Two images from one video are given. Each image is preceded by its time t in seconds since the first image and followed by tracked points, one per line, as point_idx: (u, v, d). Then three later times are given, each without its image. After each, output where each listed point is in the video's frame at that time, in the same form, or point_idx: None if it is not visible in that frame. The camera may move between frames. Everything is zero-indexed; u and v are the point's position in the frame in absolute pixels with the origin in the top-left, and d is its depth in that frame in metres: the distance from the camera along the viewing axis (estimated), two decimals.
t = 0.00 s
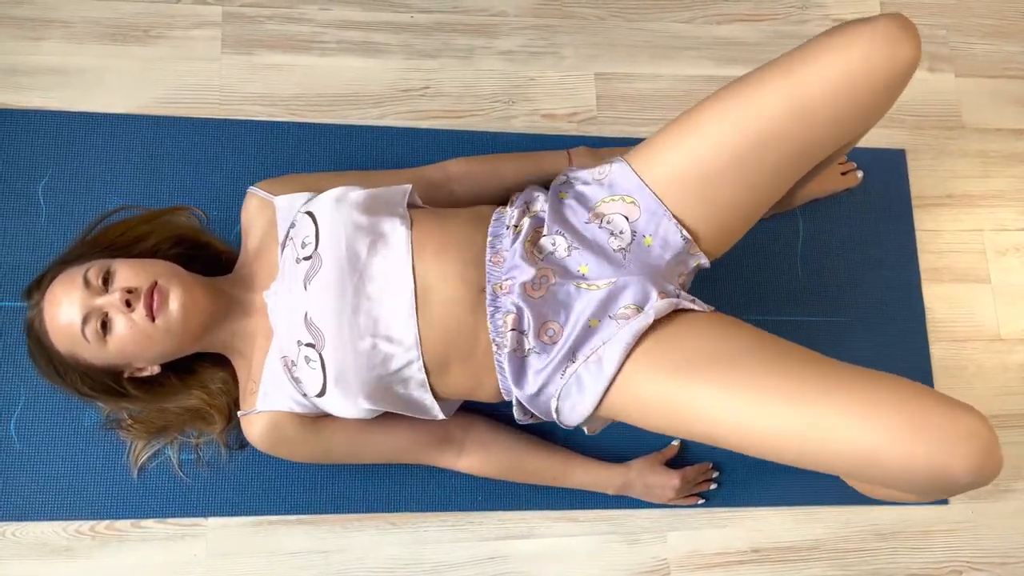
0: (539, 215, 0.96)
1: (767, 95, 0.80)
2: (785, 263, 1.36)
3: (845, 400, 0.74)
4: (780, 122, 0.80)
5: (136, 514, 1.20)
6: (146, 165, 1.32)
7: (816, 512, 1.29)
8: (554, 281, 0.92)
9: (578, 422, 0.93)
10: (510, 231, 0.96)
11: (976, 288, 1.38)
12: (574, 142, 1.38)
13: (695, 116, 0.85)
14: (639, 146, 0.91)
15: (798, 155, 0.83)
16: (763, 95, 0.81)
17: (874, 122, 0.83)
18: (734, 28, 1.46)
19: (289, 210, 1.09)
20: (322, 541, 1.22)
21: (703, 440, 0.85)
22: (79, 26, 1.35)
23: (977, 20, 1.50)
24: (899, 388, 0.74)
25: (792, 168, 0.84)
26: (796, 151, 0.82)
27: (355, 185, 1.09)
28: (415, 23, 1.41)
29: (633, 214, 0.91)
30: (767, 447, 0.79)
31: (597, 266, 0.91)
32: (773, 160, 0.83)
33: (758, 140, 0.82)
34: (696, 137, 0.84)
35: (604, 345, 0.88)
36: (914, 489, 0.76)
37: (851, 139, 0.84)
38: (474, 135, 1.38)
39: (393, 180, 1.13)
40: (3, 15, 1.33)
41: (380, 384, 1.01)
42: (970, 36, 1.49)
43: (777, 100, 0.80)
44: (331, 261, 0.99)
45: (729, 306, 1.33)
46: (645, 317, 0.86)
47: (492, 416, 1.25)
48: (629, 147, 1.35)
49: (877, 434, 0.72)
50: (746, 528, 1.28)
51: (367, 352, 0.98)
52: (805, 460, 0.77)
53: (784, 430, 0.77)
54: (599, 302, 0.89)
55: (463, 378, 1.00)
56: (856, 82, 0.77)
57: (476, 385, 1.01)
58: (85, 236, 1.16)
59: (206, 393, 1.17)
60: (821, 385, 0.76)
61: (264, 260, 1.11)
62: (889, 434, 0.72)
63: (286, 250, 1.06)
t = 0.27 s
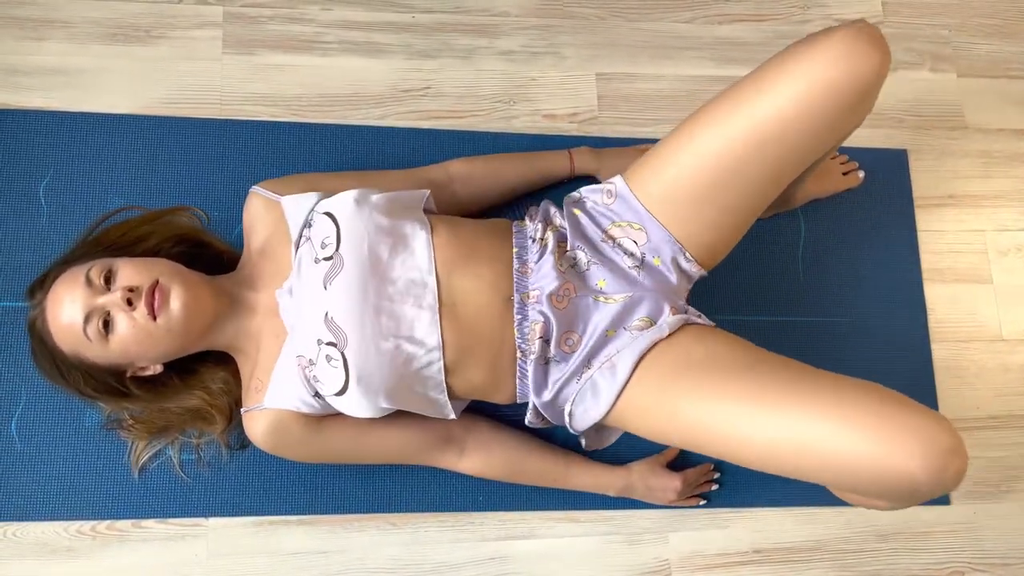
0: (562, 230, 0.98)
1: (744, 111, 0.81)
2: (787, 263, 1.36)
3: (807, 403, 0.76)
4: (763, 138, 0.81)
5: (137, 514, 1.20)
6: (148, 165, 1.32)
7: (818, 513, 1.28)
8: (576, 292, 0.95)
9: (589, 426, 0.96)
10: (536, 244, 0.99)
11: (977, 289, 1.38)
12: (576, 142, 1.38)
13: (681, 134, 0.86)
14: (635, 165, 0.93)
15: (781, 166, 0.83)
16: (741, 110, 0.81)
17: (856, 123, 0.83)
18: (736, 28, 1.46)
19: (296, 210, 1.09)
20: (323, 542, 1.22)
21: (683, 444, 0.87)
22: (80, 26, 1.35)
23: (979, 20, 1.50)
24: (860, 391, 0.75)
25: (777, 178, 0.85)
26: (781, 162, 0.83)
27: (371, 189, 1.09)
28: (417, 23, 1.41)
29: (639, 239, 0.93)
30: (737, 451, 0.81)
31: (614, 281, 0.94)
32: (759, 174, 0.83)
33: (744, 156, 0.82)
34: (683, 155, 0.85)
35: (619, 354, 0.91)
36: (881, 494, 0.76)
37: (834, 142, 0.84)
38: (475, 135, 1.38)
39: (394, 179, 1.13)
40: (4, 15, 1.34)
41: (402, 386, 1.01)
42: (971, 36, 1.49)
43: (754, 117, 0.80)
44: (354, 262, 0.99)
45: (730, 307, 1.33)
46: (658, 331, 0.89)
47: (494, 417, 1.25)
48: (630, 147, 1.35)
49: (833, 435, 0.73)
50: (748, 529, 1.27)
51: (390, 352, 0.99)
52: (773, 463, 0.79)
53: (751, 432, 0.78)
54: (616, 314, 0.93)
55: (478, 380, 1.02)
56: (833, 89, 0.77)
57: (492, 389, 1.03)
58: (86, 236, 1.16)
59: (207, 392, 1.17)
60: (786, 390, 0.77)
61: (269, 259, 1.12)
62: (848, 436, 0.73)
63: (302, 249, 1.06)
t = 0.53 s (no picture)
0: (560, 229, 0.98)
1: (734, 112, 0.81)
2: (787, 262, 1.36)
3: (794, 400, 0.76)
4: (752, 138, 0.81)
5: (137, 514, 1.20)
6: (147, 164, 1.32)
7: (818, 512, 1.28)
8: (575, 291, 0.95)
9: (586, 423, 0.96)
10: (536, 242, 0.99)
11: (978, 287, 1.38)
12: (576, 141, 1.38)
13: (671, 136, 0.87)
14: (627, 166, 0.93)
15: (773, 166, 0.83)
16: (731, 111, 0.81)
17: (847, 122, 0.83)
18: (736, 26, 1.46)
19: (296, 208, 1.09)
20: (323, 541, 1.22)
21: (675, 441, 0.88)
22: (80, 26, 1.35)
23: (980, 19, 1.50)
24: (847, 387, 0.75)
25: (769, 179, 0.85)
26: (772, 162, 0.83)
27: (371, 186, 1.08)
28: (417, 22, 1.41)
29: (636, 240, 0.93)
30: (728, 448, 0.81)
31: (612, 279, 0.94)
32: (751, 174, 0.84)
33: (734, 156, 0.82)
34: (674, 157, 0.86)
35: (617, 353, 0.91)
36: (870, 489, 0.76)
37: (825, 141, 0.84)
38: (475, 134, 1.37)
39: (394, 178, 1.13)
40: (3, 15, 1.33)
41: (402, 384, 1.01)
42: (972, 34, 1.49)
43: (744, 116, 0.81)
44: (356, 261, 0.99)
45: (730, 305, 1.33)
46: (656, 327, 0.90)
47: (494, 416, 1.25)
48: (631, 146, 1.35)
49: (817, 431, 0.74)
50: (748, 528, 1.27)
51: (392, 351, 0.98)
52: (763, 460, 0.79)
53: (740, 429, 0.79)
54: (615, 311, 0.93)
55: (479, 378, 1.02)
56: (821, 88, 0.78)
57: (491, 387, 1.03)
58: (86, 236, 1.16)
59: (207, 392, 1.17)
60: (775, 386, 0.78)
61: (270, 258, 1.12)
62: (835, 432, 0.73)
63: (303, 247, 1.05)
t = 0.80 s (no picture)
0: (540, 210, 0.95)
1: (775, 89, 0.79)
2: (787, 261, 1.36)
3: (847, 398, 0.73)
4: (789, 119, 0.79)
5: (137, 512, 1.20)
6: (147, 164, 1.32)
7: (818, 510, 1.28)
8: (554, 277, 0.92)
9: (580, 418, 0.93)
10: (512, 226, 0.96)
11: (978, 286, 1.38)
12: (576, 140, 1.38)
13: (704, 106, 0.83)
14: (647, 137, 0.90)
15: (804, 152, 0.82)
16: (773, 88, 0.79)
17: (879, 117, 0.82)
18: (735, 25, 1.46)
19: (294, 207, 1.09)
20: (323, 540, 1.22)
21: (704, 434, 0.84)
22: (80, 26, 1.35)
23: (979, 17, 1.50)
24: (903, 386, 0.72)
25: (795, 166, 0.83)
26: (803, 147, 0.81)
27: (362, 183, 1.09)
28: (416, 21, 1.41)
29: (634, 209, 0.90)
30: (769, 443, 0.78)
31: (596, 262, 0.91)
32: (779, 157, 0.82)
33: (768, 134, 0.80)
34: (705, 129, 0.83)
35: (604, 342, 0.88)
36: (915, 486, 0.75)
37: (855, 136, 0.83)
38: (475, 133, 1.38)
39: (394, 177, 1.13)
40: (3, 15, 1.34)
41: (390, 382, 1.01)
42: (972, 33, 1.49)
43: (785, 94, 0.78)
44: (342, 258, 0.99)
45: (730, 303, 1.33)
46: (645, 313, 0.86)
47: (493, 415, 1.25)
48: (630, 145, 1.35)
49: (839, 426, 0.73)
50: (748, 527, 1.27)
51: (378, 349, 0.98)
52: (806, 456, 0.77)
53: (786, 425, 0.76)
54: (600, 297, 0.89)
55: (469, 375, 1.01)
56: (866, 74, 0.76)
57: (479, 382, 1.01)
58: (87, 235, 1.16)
59: (208, 391, 1.17)
60: (825, 382, 0.75)
61: (269, 258, 1.12)
62: (893, 433, 0.71)
63: (294, 246, 1.06)
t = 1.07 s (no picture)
0: (523, 196, 0.94)
1: (794, 86, 0.79)
2: (787, 261, 1.36)
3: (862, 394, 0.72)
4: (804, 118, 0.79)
5: (138, 513, 1.20)
6: (148, 164, 1.32)
7: (819, 510, 1.28)
8: (537, 265, 0.90)
9: (568, 412, 0.91)
10: (492, 215, 0.95)
11: (979, 285, 1.38)
12: (576, 140, 1.38)
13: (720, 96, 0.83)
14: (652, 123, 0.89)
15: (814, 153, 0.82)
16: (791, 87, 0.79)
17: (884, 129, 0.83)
18: (736, 25, 1.46)
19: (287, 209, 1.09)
20: (324, 540, 1.22)
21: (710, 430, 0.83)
22: (81, 26, 1.35)
23: (980, 17, 1.50)
24: (915, 380, 0.72)
25: (802, 167, 0.83)
26: (814, 146, 0.81)
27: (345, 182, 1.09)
28: (417, 21, 1.41)
29: (626, 193, 0.88)
30: (780, 437, 0.77)
31: (582, 249, 0.89)
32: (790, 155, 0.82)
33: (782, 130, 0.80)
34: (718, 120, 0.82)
35: (590, 333, 0.86)
36: (923, 479, 0.75)
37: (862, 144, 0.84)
38: (475, 133, 1.38)
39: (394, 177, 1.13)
40: (4, 15, 1.34)
41: (368, 381, 1.00)
42: (973, 32, 1.49)
43: (803, 93, 0.78)
44: (319, 256, 1.00)
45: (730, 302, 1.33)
46: (633, 304, 0.84)
47: (493, 415, 1.25)
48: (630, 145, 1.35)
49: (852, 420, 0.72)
50: (749, 526, 1.27)
51: (355, 347, 0.98)
52: (817, 450, 0.76)
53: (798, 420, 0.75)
54: (585, 287, 0.87)
55: (451, 372, 0.99)
56: (885, 82, 0.76)
57: (463, 377, 0.99)
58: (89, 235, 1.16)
59: (209, 392, 1.17)
60: (838, 377, 0.74)
61: (267, 258, 1.12)
62: (907, 428, 0.70)
63: (278, 249, 1.07)
